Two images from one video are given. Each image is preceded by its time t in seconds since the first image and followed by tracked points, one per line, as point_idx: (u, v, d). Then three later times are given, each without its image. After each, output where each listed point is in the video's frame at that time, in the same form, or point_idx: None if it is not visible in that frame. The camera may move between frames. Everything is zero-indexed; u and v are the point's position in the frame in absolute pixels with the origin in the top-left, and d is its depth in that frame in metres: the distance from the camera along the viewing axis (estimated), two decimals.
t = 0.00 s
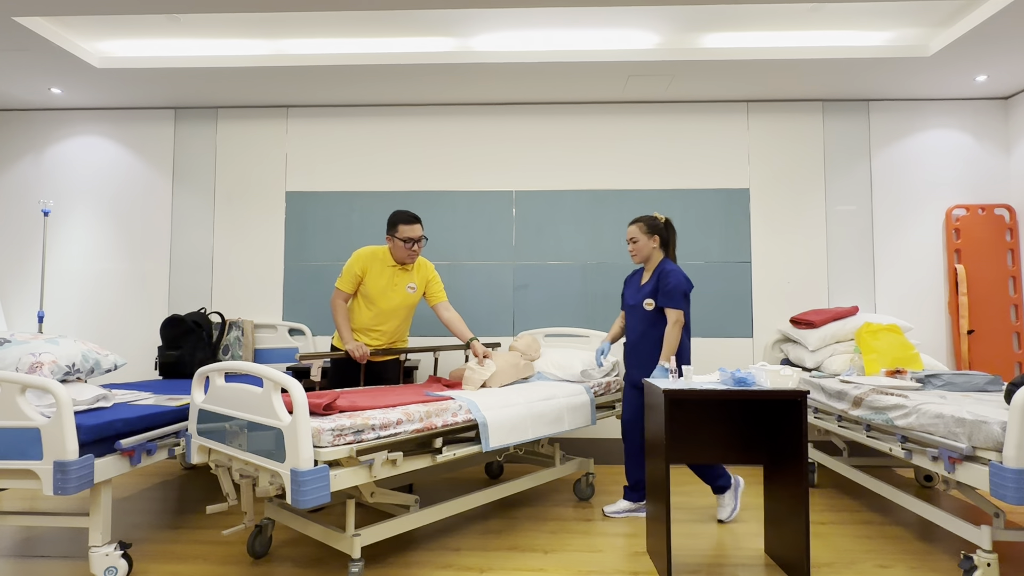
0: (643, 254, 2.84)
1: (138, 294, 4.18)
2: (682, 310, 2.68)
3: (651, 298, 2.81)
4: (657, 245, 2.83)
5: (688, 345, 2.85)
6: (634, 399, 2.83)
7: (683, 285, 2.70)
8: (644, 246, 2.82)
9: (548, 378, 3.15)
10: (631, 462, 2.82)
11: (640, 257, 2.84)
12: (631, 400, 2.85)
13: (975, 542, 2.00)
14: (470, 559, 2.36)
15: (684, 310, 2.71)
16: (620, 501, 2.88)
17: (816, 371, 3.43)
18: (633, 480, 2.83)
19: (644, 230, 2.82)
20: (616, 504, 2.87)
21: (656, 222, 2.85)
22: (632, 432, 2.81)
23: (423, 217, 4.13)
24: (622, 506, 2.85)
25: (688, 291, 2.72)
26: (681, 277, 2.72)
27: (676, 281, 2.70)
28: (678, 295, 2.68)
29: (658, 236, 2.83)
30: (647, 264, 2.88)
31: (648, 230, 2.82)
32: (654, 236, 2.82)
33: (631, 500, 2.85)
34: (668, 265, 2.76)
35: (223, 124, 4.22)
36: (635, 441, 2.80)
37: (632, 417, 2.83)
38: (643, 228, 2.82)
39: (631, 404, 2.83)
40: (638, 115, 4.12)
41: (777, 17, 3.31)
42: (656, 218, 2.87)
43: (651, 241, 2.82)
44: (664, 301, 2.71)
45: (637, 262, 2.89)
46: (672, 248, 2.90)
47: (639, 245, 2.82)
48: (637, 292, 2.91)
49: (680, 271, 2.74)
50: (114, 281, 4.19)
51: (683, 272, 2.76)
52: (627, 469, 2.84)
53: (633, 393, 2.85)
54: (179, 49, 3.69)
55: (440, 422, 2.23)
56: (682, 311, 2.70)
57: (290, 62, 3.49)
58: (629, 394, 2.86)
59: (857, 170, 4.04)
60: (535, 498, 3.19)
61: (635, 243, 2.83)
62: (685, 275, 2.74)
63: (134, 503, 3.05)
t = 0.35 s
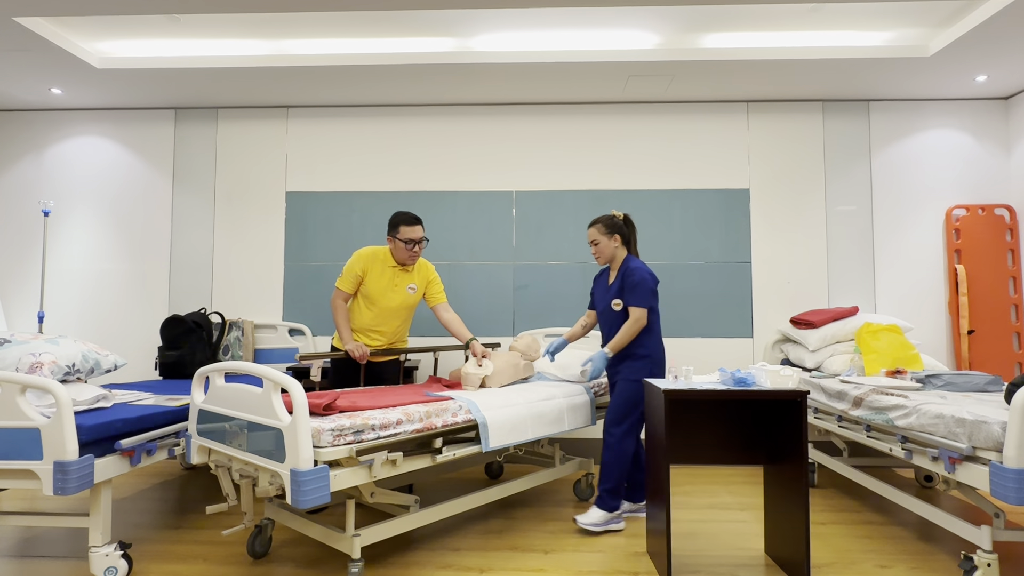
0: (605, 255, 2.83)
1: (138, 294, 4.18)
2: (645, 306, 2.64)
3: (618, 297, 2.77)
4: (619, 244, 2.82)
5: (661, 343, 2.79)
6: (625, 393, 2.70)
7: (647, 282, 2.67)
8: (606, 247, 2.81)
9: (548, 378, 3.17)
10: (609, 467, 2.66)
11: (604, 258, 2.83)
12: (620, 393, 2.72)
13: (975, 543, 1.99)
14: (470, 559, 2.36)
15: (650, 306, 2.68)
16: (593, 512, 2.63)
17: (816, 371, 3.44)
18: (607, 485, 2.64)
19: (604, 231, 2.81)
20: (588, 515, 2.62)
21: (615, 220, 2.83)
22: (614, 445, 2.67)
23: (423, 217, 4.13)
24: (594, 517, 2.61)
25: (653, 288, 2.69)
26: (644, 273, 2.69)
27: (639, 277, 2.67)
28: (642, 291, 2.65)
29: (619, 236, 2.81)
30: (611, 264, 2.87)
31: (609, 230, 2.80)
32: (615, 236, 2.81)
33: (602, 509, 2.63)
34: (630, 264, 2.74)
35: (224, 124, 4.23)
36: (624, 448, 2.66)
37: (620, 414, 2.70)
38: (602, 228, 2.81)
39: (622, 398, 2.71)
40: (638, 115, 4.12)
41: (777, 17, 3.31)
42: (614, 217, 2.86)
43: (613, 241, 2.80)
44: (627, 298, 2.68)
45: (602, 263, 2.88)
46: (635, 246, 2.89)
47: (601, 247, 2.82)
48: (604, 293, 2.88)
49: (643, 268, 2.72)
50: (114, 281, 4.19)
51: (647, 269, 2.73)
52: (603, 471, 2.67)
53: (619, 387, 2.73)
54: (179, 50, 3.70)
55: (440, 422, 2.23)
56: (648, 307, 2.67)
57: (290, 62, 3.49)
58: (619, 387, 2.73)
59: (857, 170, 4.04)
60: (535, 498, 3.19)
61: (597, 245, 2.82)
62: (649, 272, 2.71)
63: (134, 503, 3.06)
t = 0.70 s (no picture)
0: (563, 257, 2.78)
1: (138, 294, 4.18)
2: (570, 313, 2.60)
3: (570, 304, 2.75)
4: (575, 246, 2.74)
5: (620, 346, 2.64)
6: (588, 399, 2.66)
7: (577, 288, 2.61)
8: (562, 249, 2.75)
9: (548, 379, 3.16)
10: (585, 473, 2.64)
11: (562, 259, 2.79)
12: (584, 399, 2.66)
13: (975, 543, 1.99)
14: (470, 560, 2.36)
15: (581, 312, 2.61)
16: (566, 516, 2.64)
17: (816, 371, 3.44)
18: (582, 492, 2.63)
19: (558, 235, 2.74)
20: (561, 520, 2.64)
21: (568, 221, 2.74)
22: (590, 455, 2.63)
23: (423, 218, 4.13)
24: (566, 523, 2.62)
25: (586, 294, 2.60)
26: (577, 280, 2.62)
27: (572, 284, 2.62)
28: (570, 298, 2.61)
29: (573, 238, 2.73)
30: (573, 266, 2.82)
31: (562, 233, 2.73)
32: (569, 239, 2.73)
33: (576, 514, 2.63)
34: (577, 269, 2.68)
35: (224, 125, 4.23)
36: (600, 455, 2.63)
37: (585, 420, 2.66)
38: (557, 231, 2.74)
39: (587, 403, 2.66)
40: (638, 116, 4.12)
41: (777, 18, 3.32)
42: (574, 217, 2.77)
43: (568, 243, 2.74)
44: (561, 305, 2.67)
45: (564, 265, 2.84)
46: (598, 246, 2.79)
47: (558, 249, 2.76)
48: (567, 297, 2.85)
49: (582, 273, 2.64)
50: (114, 281, 4.19)
51: (586, 274, 2.64)
52: (578, 479, 2.65)
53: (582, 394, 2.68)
54: (179, 50, 3.70)
55: (440, 422, 2.24)
56: (576, 314, 2.61)
57: (289, 62, 3.49)
58: (583, 392, 2.68)
59: (857, 170, 4.04)
60: (535, 499, 3.19)
61: (554, 248, 2.78)
62: (586, 277, 2.62)
63: (134, 504, 3.06)
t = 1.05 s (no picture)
0: (529, 269, 2.78)
1: (139, 294, 4.18)
2: (543, 323, 2.65)
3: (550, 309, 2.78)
4: (539, 256, 2.73)
5: (600, 346, 2.64)
6: (575, 400, 2.66)
7: (546, 297, 2.63)
8: (527, 262, 2.76)
9: (548, 379, 3.17)
10: (580, 473, 2.63)
11: (528, 271, 2.80)
12: (572, 400, 2.68)
13: (976, 543, 1.99)
14: (470, 560, 2.36)
15: (554, 319, 2.64)
16: (566, 517, 2.65)
17: (817, 371, 3.44)
18: (579, 493, 2.63)
19: (520, 248, 2.74)
20: (560, 521, 2.64)
21: (527, 233, 2.72)
22: (582, 455, 2.64)
23: (424, 218, 4.13)
24: (566, 523, 2.62)
25: (554, 302, 2.62)
26: (544, 289, 2.64)
27: (541, 294, 2.66)
28: (541, 309, 2.65)
29: (535, 248, 2.72)
30: (543, 275, 2.82)
31: (523, 246, 2.72)
32: (531, 250, 2.72)
33: (575, 514, 2.63)
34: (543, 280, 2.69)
35: (224, 125, 4.23)
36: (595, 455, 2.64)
37: (574, 423, 2.66)
38: (518, 245, 2.74)
39: (575, 405, 2.66)
40: (638, 116, 4.12)
41: (777, 18, 3.31)
42: (534, 226, 2.75)
43: (531, 254, 2.73)
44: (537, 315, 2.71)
45: (535, 275, 2.84)
46: (563, 252, 2.75)
47: (523, 262, 2.77)
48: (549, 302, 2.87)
49: (548, 281, 2.65)
50: (114, 281, 4.19)
51: (552, 281, 2.64)
52: (574, 481, 2.65)
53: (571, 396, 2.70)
54: (180, 50, 3.70)
55: (440, 423, 2.24)
56: (550, 322, 2.65)
57: (289, 63, 3.49)
58: (571, 394, 2.69)
59: (857, 170, 4.04)
60: (535, 499, 3.19)
61: (519, 261, 2.78)
62: (553, 284, 2.63)
63: (135, 504, 3.06)
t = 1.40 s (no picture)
0: (518, 275, 2.76)
1: (139, 294, 4.18)
2: (539, 327, 2.63)
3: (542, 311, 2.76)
4: (528, 261, 2.71)
5: (596, 346, 2.64)
6: (574, 401, 2.66)
7: (539, 300, 2.62)
8: (515, 268, 2.74)
9: (548, 379, 3.16)
10: (579, 474, 2.63)
11: (517, 278, 2.78)
12: (570, 401, 2.68)
13: (976, 543, 1.99)
14: (470, 560, 2.36)
15: (549, 321, 2.62)
16: (566, 516, 2.65)
17: (817, 371, 3.44)
18: (579, 493, 2.62)
19: (508, 254, 2.72)
20: (560, 521, 2.64)
21: (515, 238, 2.71)
22: (581, 455, 2.64)
23: (424, 218, 4.13)
24: (566, 523, 2.62)
25: (547, 304, 2.61)
26: (536, 293, 2.63)
27: (533, 298, 2.64)
28: (535, 313, 2.64)
29: (523, 254, 2.70)
30: (533, 280, 2.81)
31: (512, 253, 2.70)
32: (519, 256, 2.70)
33: (575, 514, 2.62)
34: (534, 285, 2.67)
35: (224, 125, 4.23)
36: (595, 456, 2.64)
37: (574, 424, 2.66)
38: (506, 252, 2.72)
39: (573, 405, 2.66)
40: (637, 116, 4.12)
41: (777, 18, 3.31)
42: (521, 231, 2.75)
43: (520, 260, 2.71)
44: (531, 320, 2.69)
45: (524, 281, 2.82)
46: (550, 257, 2.75)
47: (512, 268, 2.75)
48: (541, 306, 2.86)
49: (539, 285, 2.64)
50: (114, 281, 4.19)
51: (543, 284, 2.64)
52: (574, 481, 2.64)
53: (569, 397, 2.70)
54: (180, 50, 3.70)
55: (440, 423, 2.24)
56: (546, 324, 2.63)
57: (289, 63, 3.49)
58: (569, 395, 2.69)
59: (857, 170, 4.04)
60: (535, 499, 3.18)
61: (508, 267, 2.76)
62: (544, 287, 2.62)
63: (135, 504, 3.06)
